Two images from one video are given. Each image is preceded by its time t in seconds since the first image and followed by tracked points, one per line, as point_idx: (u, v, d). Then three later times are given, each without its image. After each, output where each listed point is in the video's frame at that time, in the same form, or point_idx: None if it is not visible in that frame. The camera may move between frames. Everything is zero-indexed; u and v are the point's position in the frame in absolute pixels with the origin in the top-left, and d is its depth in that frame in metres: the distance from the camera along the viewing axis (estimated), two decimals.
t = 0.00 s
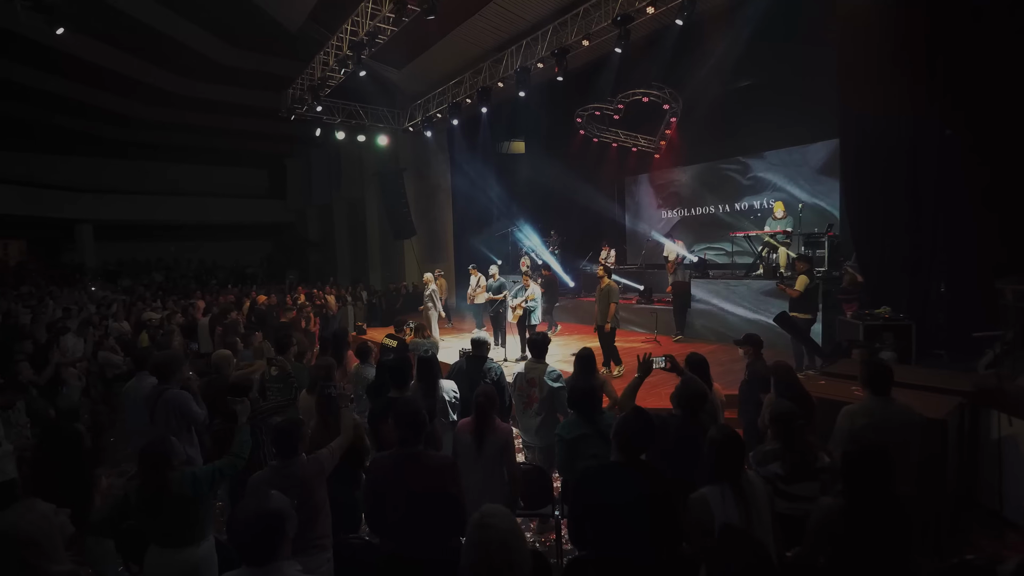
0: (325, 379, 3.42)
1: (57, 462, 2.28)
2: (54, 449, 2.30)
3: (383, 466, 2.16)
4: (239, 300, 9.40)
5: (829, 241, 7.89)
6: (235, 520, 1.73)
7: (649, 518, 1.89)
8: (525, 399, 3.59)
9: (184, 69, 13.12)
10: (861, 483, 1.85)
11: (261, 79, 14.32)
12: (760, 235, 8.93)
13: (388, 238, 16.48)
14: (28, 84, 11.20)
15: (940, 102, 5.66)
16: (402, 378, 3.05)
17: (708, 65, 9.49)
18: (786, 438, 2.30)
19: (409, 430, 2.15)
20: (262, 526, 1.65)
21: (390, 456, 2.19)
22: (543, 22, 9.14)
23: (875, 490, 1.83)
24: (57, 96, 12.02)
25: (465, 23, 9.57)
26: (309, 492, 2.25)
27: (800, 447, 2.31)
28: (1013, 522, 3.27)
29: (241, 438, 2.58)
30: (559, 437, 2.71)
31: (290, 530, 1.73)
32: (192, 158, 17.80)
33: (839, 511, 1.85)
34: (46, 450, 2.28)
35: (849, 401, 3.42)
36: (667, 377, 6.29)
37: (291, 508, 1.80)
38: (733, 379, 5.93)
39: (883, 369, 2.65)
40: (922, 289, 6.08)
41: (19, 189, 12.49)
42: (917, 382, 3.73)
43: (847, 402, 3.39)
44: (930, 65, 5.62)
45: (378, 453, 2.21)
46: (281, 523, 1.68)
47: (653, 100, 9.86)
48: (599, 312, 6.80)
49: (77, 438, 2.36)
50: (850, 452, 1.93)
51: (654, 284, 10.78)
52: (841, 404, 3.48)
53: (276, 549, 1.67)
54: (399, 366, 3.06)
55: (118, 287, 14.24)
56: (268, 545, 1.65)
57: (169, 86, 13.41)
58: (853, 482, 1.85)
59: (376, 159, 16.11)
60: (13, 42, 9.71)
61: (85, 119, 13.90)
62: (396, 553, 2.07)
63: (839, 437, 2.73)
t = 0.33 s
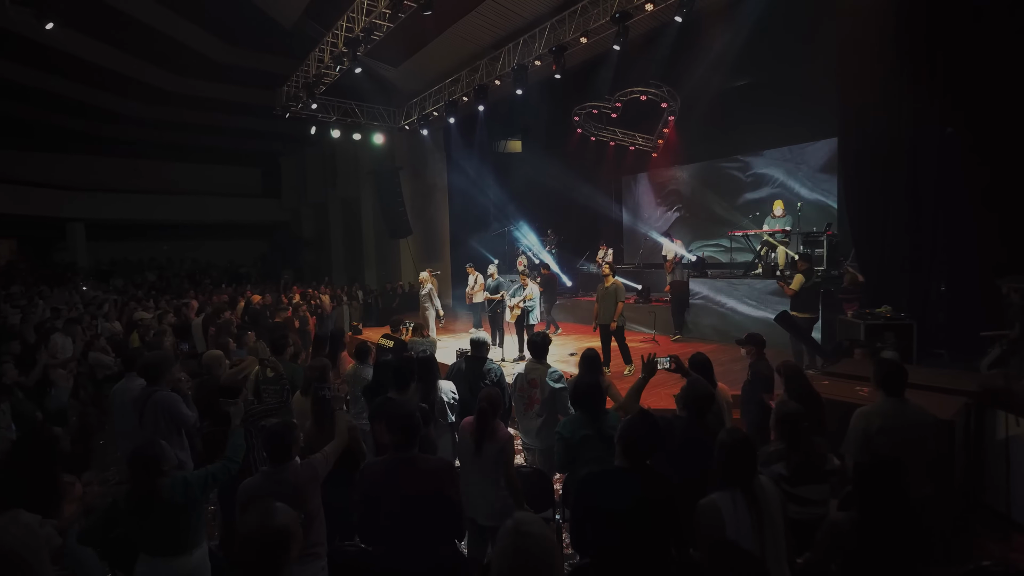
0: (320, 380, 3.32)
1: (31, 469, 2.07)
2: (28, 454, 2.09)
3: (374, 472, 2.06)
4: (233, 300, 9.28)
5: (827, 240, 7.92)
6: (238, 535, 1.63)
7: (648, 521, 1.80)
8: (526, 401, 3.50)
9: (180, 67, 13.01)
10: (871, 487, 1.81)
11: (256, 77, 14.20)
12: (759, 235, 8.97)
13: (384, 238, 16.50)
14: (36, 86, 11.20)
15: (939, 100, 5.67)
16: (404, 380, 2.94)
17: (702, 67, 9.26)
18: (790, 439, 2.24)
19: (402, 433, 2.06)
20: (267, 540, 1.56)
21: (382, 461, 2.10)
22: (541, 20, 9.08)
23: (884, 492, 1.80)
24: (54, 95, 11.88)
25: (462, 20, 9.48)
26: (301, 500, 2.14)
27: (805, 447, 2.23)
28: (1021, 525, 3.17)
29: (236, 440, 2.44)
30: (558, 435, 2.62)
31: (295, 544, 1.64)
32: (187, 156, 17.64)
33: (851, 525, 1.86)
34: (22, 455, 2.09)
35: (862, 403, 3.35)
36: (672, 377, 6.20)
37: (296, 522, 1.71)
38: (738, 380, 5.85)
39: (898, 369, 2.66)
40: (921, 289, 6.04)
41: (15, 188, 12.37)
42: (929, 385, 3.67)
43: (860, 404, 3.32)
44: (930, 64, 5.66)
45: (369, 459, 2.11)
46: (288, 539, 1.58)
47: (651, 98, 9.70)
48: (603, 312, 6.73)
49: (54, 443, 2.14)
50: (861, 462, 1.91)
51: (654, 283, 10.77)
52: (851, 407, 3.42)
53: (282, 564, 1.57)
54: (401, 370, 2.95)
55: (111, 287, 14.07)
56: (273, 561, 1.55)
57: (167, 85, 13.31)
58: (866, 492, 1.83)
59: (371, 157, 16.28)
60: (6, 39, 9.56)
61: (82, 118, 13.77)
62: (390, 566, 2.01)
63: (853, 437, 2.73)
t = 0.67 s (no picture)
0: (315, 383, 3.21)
1: (13, 478, 1.96)
2: (11, 460, 1.97)
3: (369, 480, 1.94)
4: (226, 300, 9.16)
5: (826, 239, 7.84)
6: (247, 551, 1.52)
7: (667, 521, 1.71)
8: (526, 404, 3.42)
9: (172, 64, 12.83)
10: (892, 496, 1.73)
11: (250, 75, 14.05)
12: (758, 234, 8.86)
13: (379, 237, 16.39)
14: (29, 84, 11.05)
15: (940, 99, 5.62)
16: (406, 381, 2.84)
17: (700, 67, 9.22)
18: (800, 443, 2.14)
19: (400, 439, 1.94)
20: (274, 559, 1.45)
21: (377, 467, 1.98)
22: (538, 17, 9.00)
23: (902, 502, 1.73)
24: (44, 92, 11.68)
25: (459, 16, 9.38)
26: (293, 508, 2.04)
27: (815, 450, 2.12)
28: None
29: (231, 444, 2.37)
30: (568, 434, 2.54)
31: (307, 560, 1.52)
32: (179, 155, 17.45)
33: (866, 533, 1.80)
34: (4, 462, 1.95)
35: (875, 405, 3.26)
36: (676, 377, 6.14)
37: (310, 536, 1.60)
38: (743, 381, 5.80)
39: (911, 370, 2.64)
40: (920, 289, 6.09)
41: (3, 186, 12.17)
42: (937, 387, 3.61)
43: (872, 407, 3.24)
44: (930, 63, 5.62)
45: (365, 465, 1.99)
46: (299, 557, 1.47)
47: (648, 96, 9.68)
48: (609, 312, 6.67)
49: (40, 449, 2.02)
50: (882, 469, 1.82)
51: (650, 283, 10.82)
52: (863, 410, 3.33)
53: None
54: (405, 371, 2.84)
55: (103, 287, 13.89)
56: None
57: (159, 82, 13.14)
58: (885, 502, 1.75)
59: (367, 155, 16.17)
60: None
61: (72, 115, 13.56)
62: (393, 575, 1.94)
63: (867, 444, 2.74)
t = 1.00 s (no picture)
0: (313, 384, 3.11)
1: (8, 486, 1.87)
2: (11, 468, 1.88)
3: (365, 489, 1.86)
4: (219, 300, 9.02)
5: (826, 239, 7.75)
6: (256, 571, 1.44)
7: (678, 526, 1.61)
8: (527, 406, 3.33)
9: (164, 61, 12.65)
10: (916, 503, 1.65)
11: (243, 72, 13.88)
12: (758, 234, 8.81)
13: (375, 236, 16.26)
14: (18, 80, 10.88)
15: (943, 96, 5.56)
16: (405, 383, 2.73)
17: (698, 65, 9.16)
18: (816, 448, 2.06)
19: (397, 449, 1.85)
20: None
21: (376, 474, 1.91)
22: (535, 14, 8.90)
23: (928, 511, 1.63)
24: (33, 89, 11.49)
25: (455, 12, 9.27)
26: (286, 523, 1.92)
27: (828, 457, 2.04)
28: None
29: (226, 450, 2.32)
30: (580, 436, 2.46)
31: None
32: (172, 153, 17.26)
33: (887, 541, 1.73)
34: None
35: (884, 408, 3.16)
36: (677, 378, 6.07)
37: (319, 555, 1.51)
38: (749, 382, 5.73)
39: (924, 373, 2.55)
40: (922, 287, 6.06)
41: None
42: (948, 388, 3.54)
43: (882, 410, 3.14)
44: (932, 61, 5.57)
45: (361, 473, 1.92)
46: None
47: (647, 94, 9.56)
48: (618, 310, 6.60)
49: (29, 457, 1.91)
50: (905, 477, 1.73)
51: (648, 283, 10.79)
52: (872, 412, 3.25)
53: None
54: (402, 373, 2.72)
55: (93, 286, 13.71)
56: None
57: (151, 80, 12.96)
58: (909, 512, 1.66)
59: (363, 154, 16.07)
60: None
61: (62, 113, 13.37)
62: None
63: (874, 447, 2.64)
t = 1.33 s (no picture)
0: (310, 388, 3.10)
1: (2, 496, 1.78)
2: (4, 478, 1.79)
3: (369, 495, 1.79)
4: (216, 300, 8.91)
5: (830, 238, 7.64)
6: None
7: (700, 537, 1.52)
8: (531, 410, 3.26)
9: (162, 59, 12.53)
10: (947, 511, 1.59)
11: (241, 69, 13.76)
12: (760, 233, 8.74)
13: (374, 236, 16.15)
14: (15, 79, 10.75)
15: (950, 92, 5.48)
16: (400, 387, 2.59)
17: (700, 63, 9.04)
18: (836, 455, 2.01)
19: (401, 461, 1.74)
20: None
21: (380, 480, 1.83)
22: (536, 11, 8.80)
23: (958, 521, 1.58)
24: (31, 89, 11.39)
25: (455, 8, 9.18)
26: (280, 536, 1.83)
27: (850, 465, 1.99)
28: None
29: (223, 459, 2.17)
30: (592, 441, 2.39)
31: None
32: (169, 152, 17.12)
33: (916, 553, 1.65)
34: None
35: (897, 411, 3.07)
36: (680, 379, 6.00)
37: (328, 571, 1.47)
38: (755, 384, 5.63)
39: (941, 376, 2.41)
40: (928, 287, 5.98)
41: None
42: (966, 393, 3.39)
43: (895, 413, 3.05)
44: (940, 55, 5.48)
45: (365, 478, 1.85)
46: None
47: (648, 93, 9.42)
48: (622, 310, 6.49)
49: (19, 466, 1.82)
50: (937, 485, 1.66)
51: (649, 282, 10.70)
52: (884, 415, 3.17)
53: None
54: (396, 378, 2.58)
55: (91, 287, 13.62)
56: None
57: (149, 78, 12.85)
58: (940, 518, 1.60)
59: (361, 152, 15.93)
60: None
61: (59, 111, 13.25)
62: None
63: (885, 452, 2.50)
